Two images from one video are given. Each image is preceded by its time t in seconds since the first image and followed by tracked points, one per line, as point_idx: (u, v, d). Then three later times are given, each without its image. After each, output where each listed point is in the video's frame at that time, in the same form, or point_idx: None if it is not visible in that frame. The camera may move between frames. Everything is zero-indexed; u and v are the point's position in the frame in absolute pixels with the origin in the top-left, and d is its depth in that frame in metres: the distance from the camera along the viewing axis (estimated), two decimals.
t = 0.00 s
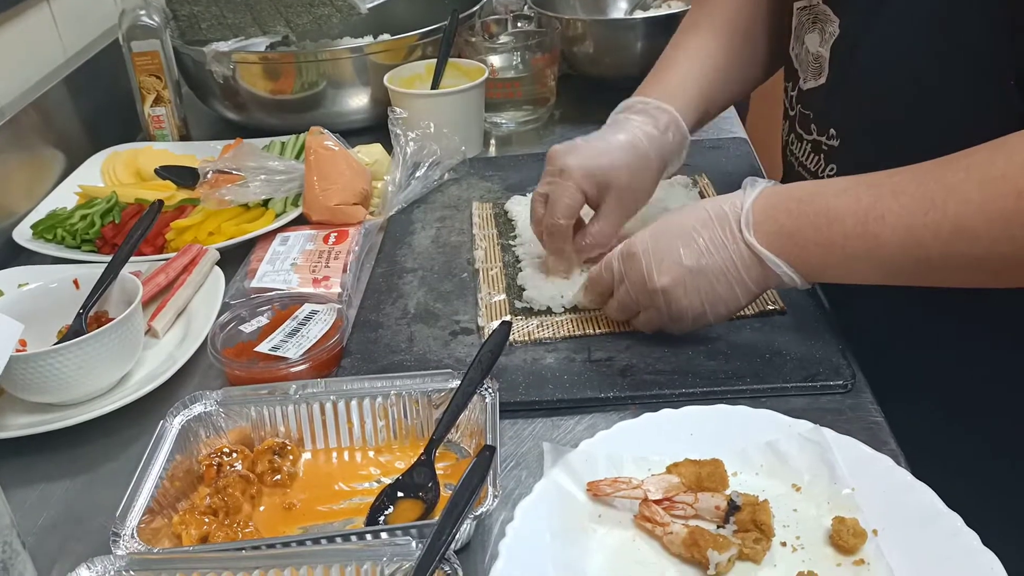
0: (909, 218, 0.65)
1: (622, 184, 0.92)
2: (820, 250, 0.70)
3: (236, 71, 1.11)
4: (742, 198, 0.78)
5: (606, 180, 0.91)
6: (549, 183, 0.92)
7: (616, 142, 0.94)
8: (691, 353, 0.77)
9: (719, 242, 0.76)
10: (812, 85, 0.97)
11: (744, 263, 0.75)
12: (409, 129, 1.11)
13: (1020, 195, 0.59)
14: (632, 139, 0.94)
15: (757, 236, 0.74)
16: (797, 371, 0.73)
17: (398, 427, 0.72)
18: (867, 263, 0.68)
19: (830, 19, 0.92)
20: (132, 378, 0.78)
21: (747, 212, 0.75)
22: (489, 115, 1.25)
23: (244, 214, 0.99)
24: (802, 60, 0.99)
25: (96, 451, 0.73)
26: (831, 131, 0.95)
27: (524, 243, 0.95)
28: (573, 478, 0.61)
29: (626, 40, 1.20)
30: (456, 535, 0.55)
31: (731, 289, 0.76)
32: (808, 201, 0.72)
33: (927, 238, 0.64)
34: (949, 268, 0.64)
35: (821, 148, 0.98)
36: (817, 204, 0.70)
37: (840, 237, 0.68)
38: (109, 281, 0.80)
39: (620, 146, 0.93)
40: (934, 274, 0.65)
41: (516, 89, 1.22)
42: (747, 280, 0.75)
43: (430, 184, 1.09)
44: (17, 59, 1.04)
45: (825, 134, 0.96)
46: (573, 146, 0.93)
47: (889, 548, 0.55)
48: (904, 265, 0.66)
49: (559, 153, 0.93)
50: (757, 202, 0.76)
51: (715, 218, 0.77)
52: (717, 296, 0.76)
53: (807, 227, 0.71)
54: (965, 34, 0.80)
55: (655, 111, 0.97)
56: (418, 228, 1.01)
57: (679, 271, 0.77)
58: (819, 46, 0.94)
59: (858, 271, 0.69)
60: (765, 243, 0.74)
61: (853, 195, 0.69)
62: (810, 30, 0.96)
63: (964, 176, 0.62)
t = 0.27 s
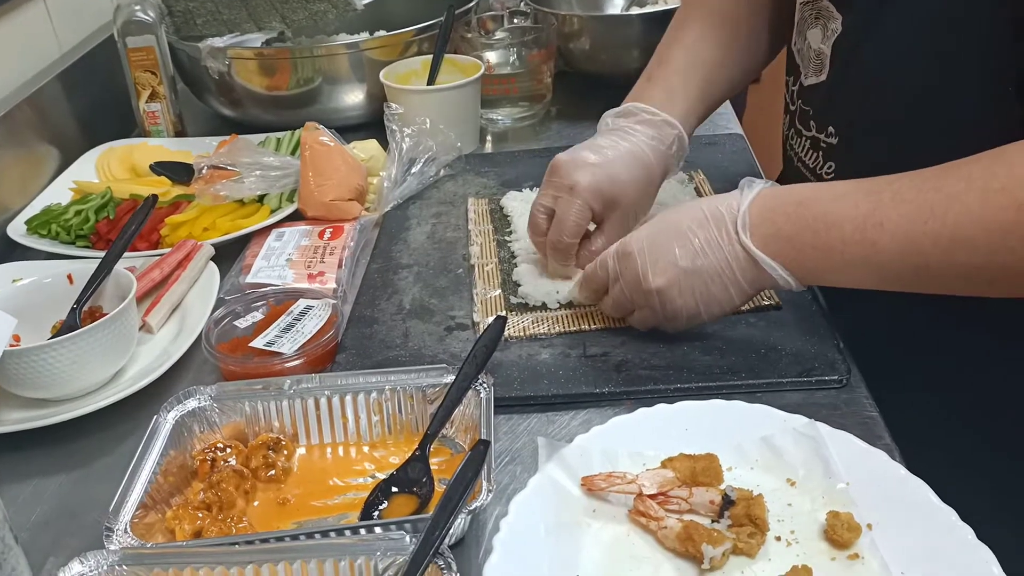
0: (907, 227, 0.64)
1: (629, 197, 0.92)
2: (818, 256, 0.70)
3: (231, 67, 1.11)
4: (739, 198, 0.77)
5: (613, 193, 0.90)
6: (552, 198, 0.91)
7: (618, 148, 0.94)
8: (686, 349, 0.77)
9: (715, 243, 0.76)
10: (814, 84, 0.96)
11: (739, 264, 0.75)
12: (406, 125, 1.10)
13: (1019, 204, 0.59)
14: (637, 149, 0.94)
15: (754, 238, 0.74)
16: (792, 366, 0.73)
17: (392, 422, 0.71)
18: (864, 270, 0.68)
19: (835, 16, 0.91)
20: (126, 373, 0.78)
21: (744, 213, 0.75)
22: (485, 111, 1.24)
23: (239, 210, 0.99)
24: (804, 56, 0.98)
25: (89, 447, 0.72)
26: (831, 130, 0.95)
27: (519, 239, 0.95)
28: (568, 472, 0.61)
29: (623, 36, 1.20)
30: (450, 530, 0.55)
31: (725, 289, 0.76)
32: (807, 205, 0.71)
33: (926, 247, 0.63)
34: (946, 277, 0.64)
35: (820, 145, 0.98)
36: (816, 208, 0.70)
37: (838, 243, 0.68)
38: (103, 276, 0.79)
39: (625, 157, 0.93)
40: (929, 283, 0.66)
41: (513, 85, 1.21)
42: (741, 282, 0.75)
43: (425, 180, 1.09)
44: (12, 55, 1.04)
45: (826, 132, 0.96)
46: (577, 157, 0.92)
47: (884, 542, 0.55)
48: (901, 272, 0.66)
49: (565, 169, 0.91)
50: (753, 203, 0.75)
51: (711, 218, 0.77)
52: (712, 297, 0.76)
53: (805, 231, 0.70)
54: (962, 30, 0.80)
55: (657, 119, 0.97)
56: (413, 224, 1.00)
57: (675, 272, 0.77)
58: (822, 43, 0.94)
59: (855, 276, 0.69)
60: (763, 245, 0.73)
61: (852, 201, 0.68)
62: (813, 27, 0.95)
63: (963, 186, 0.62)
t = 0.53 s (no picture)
0: (908, 248, 0.65)
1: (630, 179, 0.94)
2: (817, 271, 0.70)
3: (229, 69, 1.11)
4: (741, 210, 0.77)
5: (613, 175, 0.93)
6: (556, 186, 0.93)
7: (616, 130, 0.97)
8: (683, 351, 0.77)
9: (714, 254, 0.76)
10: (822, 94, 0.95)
11: (738, 276, 0.74)
12: (403, 127, 1.11)
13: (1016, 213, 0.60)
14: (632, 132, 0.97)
15: (754, 251, 0.73)
16: (789, 369, 0.73)
17: (390, 425, 0.72)
18: (862, 288, 0.68)
19: (848, 27, 0.90)
20: (124, 376, 0.78)
21: (745, 225, 0.75)
22: (483, 113, 1.24)
23: (237, 212, 0.99)
24: (814, 66, 0.98)
25: (87, 450, 0.72)
26: (839, 143, 0.93)
27: (517, 241, 0.95)
28: (565, 475, 0.61)
29: (620, 38, 1.20)
30: (447, 533, 0.55)
31: (723, 301, 0.76)
32: (808, 220, 0.71)
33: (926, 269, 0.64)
34: (943, 299, 0.64)
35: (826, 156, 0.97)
36: (818, 224, 0.70)
37: (839, 259, 0.68)
38: (101, 279, 0.79)
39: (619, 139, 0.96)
40: (925, 304, 0.66)
41: (510, 87, 1.21)
42: (739, 294, 0.75)
43: (423, 182, 1.09)
44: (9, 57, 1.04)
45: (833, 143, 0.95)
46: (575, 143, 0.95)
47: (879, 545, 0.56)
48: (898, 292, 0.66)
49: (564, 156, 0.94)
50: (754, 216, 0.75)
51: (711, 230, 0.77)
52: (710, 308, 0.76)
53: (805, 247, 0.70)
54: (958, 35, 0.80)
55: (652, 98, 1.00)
56: (412, 226, 1.00)
57: (673, 282, 0.77)
58: (833, 54, 0.93)
59: (852, 292, 0.69)
60: (763, 257, 0.73)
61: (854, 220, 0.68)
62: (825, 35, 0.95)
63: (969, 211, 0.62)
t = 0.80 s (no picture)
0: (914, 263, 0.64)
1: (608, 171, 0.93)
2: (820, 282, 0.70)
3: (229, 70, 1.11)
4: (745, 217, 0.77)
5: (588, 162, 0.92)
6: (534, 173, 0.93)
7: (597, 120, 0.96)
8: (683, 354, 0.77)
9: (717, 260, 0.76)
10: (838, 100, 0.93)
11: (740, 283, 0.74)
12: (403, 128, 1.10)
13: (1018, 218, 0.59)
14: (616, 122, 0.96)
15: (757, 259, 0.73)
16: (789, 371, 0.73)
17: (390, 428, 0.72)
18: (865, 300, 0.68)
19: (868, 33, 0.88)
20: (125, 379, 0.78)
21: (748, 233, 0.75)
22: (483, 114, 1.24)
23: (237, 214, 0.99)
24: (829, 70, 0.96)
25: (87, 454, 0.72)
26: (856, 152, 0.91)
27: (517, 243, 0.95)
28: (565, 479, 0.61)
29: (620, 39, 1.20)
30: (448, 538, 0.55)
31: (725, 307, 0.76)
32: (814, 231, 0.71)
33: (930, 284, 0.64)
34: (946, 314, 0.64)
35: (840, 163, 0.95)
36: (824, 235, 0.70)
37: (842, 271, 0.68)
38: (101, 282, 0.79)
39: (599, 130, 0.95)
40: (927, 318, 0.66)
41: (510, 88, 1.21)
42: (740, 301, 0.75)
43: (423, 184, 1.09)
44: (9, 59, 1.03)
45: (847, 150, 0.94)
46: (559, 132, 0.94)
47: (880, 548, 0.56)
48: (901, 305, 0.66)
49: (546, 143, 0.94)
50: (758, 224, 0.75)
51: (715, 236, 0.77)
52: (711, 314, 0.76)
53: (810, 258, 0.70)
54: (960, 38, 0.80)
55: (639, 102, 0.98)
56: (412, 228, 1.00)
57: (676, 287, 0.77)
58: (852, 59, 0.91)
59: (854, 304, 0.69)
60: (767, 265, 0.73)
61: (860, 233, 0.68)
62: (844, 40, 0.92)
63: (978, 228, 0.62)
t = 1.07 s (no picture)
0: (917, 267, 0.64)
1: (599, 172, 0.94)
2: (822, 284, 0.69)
3: (232, 69, 1.11)
4: (748, 219, 0.77)
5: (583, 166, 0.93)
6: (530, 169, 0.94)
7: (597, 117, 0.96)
8: (686, 352, 0.77)
9: (719, 261, 0.76)
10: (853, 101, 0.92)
11: (741, 286, 0.74)
12: (405, 127, 1.11)
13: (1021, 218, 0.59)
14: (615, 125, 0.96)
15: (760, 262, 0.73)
16: (792, 370, 0.73)
17: (394, 427, 0.72)
18: (866, 303, 0.68)
19: (884, 33, 0.87)
20: (129, 378, 0.78)
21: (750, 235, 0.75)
22: (484, 113, 1.25)
23: (240, 213, 0.99)
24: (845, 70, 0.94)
25: (90, 452, 0.73)
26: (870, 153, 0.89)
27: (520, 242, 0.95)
28: (568, 478, 0.62)
29: (622, 38, 1.20)
30: (451, 537, 0.55)
31: (727, 309, 0.76)
32: (817, 234, 0.70)
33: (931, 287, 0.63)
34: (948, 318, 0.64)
35: (853, 164, 0.93)
36: (826, 238, 0.70)
37: (844, 272, 0.68)
38: (105, 282, 0.80)
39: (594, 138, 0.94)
40: (929, 321, 0.66)
41: (512, 86, 1.21)
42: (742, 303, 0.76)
43: (426, 182, 1.09)
44: (12, 58, 1.04)
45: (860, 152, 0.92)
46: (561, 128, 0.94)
47: (883, 547, 0.56)
48: (901, 309, 0.66)
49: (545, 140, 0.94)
50: (761, 226, 0.75)
51: (717, 237, 0.77)
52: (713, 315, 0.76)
53: (812, 260, 0.70)
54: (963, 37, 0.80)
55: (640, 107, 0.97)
56: (414, 227, 1.01)
57: (678, 289, 0.77)
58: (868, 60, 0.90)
59: (856, 306, 0.69)
60: (769, 265, 0.73)
61: (863, 236, 0.68)
62: (859, 39, 0.91)
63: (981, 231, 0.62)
